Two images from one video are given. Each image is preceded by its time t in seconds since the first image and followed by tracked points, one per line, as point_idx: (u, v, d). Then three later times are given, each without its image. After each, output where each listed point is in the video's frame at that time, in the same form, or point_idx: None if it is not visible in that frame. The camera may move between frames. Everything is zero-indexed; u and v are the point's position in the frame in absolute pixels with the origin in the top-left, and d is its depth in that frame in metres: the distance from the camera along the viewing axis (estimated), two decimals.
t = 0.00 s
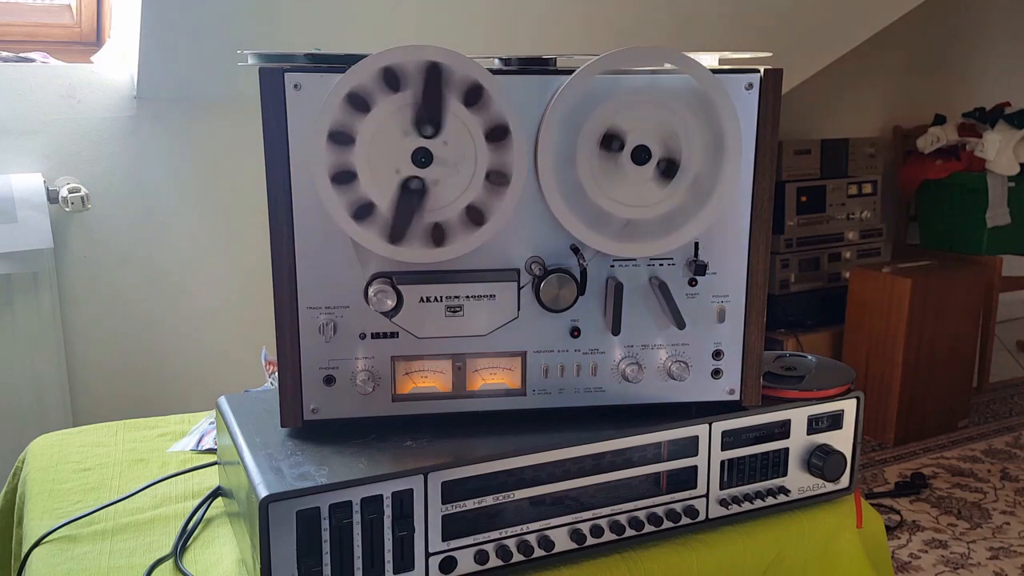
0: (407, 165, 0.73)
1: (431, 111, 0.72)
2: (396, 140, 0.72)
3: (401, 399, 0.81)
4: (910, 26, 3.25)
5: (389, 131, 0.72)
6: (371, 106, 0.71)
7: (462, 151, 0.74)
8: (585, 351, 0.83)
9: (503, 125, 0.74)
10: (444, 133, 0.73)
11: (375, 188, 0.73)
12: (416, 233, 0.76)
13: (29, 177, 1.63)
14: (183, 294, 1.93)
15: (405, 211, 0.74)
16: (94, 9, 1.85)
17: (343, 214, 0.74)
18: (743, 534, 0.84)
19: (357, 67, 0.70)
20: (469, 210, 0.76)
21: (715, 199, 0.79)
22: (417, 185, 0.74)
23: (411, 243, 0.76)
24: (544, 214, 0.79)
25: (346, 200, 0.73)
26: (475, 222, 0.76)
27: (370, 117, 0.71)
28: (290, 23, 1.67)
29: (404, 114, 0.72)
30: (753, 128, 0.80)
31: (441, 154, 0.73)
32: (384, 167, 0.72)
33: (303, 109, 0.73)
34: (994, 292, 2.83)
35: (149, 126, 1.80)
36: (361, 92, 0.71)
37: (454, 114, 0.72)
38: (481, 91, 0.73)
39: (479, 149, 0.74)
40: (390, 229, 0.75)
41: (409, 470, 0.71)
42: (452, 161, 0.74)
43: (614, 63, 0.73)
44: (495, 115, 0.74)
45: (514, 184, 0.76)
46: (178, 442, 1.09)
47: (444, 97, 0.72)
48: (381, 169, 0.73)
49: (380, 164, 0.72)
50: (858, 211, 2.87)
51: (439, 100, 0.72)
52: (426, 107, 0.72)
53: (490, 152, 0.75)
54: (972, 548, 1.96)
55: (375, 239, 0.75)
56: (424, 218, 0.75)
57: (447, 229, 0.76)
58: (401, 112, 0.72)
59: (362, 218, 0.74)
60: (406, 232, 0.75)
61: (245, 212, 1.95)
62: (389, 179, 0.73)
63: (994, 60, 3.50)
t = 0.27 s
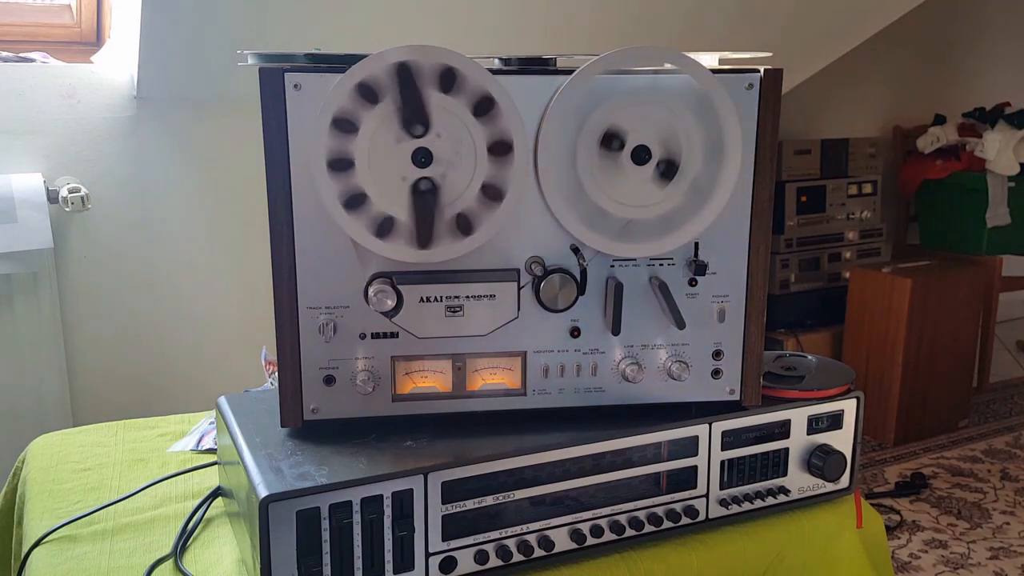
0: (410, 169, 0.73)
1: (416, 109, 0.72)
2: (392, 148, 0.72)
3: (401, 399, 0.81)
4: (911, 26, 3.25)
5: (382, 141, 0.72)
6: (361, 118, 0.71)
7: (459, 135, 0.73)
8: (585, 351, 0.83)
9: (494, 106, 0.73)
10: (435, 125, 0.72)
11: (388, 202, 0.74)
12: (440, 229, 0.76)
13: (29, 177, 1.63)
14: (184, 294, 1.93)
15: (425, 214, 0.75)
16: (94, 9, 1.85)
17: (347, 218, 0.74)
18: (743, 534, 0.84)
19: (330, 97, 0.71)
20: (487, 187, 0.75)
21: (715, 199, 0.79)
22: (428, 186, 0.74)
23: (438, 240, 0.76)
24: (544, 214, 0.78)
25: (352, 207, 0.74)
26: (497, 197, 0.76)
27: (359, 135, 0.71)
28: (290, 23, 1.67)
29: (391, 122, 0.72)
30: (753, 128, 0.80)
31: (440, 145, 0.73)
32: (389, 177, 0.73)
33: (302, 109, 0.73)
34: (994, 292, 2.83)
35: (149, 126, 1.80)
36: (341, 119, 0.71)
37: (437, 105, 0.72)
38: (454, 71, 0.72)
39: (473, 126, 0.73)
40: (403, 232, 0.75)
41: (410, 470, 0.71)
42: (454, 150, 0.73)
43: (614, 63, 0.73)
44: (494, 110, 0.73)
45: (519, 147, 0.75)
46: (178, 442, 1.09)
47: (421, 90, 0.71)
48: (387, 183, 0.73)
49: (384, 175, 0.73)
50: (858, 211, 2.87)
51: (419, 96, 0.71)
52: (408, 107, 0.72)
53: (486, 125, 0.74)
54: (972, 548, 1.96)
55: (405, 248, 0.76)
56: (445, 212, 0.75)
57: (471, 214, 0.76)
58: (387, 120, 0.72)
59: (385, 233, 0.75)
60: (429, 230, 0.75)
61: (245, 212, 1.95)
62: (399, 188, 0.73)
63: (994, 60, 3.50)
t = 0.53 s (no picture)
0: (413, 171, 0.73)
1: (400, 114, 0.71)
2: (392, 153, 0.72)
3: (401, 399, 0.81)
4: (910, 26, 3.25)
5: (381, 148, 0.72)
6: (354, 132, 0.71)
7: (449, 122, 0.73)
8: (585, 351, 0.83)
9: (475, 86, 0.72)
10: (424, 122, 0.72)
11: (407, 212, 0.74)
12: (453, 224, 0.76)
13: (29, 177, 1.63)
14: (184, 294, 1.93)
15: (445, 210, 0.75)
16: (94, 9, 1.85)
17: (352, 223, 0.74)
18: (743, 534, 0.84)
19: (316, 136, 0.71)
20: (494, 156, 0.75)
21: (715, 200, 0.79)
22: (440, 183, 0.74)
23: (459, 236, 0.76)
24: (544, 214, 0.78)
25: (357, 211, 0.74)
26: (508, 164, 0.75)
27: (356, 157, 0.72)
28: (291, 23, 1.68)
29: (382, 136, 0.72)
30: (753, 128, 0.80)
31: (436, 138, 0.73)
32: (393, 182, 0.73)
33: (302, 109, 0.73)
34: (994, 292, 2.83)
35: (149, 126, 1.80)
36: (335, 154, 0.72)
37: (418, 104, 0.72)
38: (421, 65, 0.71)
39: (460, 108, 0.72)
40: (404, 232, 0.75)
41: (410, 470, 0.71)
42: (452, 141, 0.73)
43: (613, 62, 0.73)
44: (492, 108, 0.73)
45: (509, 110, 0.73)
46: (178, 442, 1.09)
47: (399, 94, 0.71)
48: (399, 194, 0.74)
49: (392, 186, 0.73)
50: (858, 211, 2.87)
51: (399, 100, 0.71)
52: (392, 116, 0.71)
53: (471, 102, 0.73)
54: (972, 548, 1.96)
55: (439, 247, 0.76)
56: (464, 200, 0.75)
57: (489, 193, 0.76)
58: (378, 134, 0.72)
59: (415, 239, 0.76)
60: (430, 230, 0.76)
61: (245, 212, 1.95)
62: (412, 195, 0.74)
63: (995, 60, 3.50)
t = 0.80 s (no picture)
0: (412, 171, 0.73)
1: (387, 123, 0.72)
2: (392, 153, 0.72)
3: (401, 399, 0.81)
4: (911, 26, 3.25)
5: (381, 148, 0.72)
6: (352, 139, 0.72)
7: (436, 114, 0.72)
8: (585, 351, 0.83)
9: (443, 70, 0.71)
10: (411, 123, 0.72)
11: (424, 214, 0.75)
12: (452, 224, 0.76)
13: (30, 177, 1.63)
14: (183, 294, 1.92)
15: (461, 200, 0.75)
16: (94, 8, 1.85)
17: (356, 227, 0.74)
18: (743, 534, 0.84)
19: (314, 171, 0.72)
20: (489, 128, 0.74)
21: (715, 200, 0.79)
22: (447, 176, 0.74)
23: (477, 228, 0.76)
24: (544, 214, 0.78)
25: (358, 211, 0.74)
26: (506, 135, 0.74)
27: (358, 167, 0.72)
28: (291, 24, 1.67)
29: (377, 150, 0.72)
30: (753, 128, 0.80)
31: (428, 132, 0.72)
32: (392, 182, 0.73)
33: (303, 109, 0.73)
34: (994, 292, 2.83)
35: (149, 126, 1.80)
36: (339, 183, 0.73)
37: (400, 108, 0.71)
38: (389, 70, 0.71)
39: (441, 97, 0.72)
40: (403, 231, 0.75)
41: (410, 470, 0.71)
42: (446, 133, 0.73)
43: (612, 63, 0.73)
44: (488, 105, 0.73)
45: (487, 82, 0.72)
46: (178, 442, 1.09)
47: (379, 104, 0.71)
48: (412, 198, 0.74)
49: (398, 190, 0.73)
50: (858, 211, 2.87)
51: (382, 110, 0.71)
52: (379, 129, 0.72)
53: (450, 89, 0.72)
54: (972, 548, 1.96)
55: (467, 234, 0.76)
56: (464, 200, 0.75)
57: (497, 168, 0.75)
58: (372, 147, 0.72)
59: (415, 239, 0.76)
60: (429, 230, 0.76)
61: (245, 212, 1.95)
62: (424, 196, 0.74)
63: (995, 60, 3.50)
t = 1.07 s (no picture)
0: (412, 171, 0.73)
1: (378, 135, 0.72)
2: (392, 153, 0.72)
3: (401, 399, 0.81)
4: (911, 26, 3.25)
5: (381, 149, 0.72)
6: (352, 139, 0.72)
7: (420, 109, 0.72)
8: (585, 351, 0.83)
9: (443, 69, 0.71)
10: (400, 127, 0.72)
11: (445, 207, 0.75)
12: (453, 224, 0.76)
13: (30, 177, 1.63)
14: (183, 294, 1.92)
15: (474, 182, 0.75)
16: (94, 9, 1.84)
17: (359, 229, 0.74)
18: (744, 534, 0.84)
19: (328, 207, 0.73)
20: (472, 100, 0.73)
21: (715, 200, 0.79)
22: (452, 165, 0.74)
23: (487, 222, 0.76)
24: (545, 214, 0.78)
25: (358, 212, 0.74)
26: (491, 105, 0.73)
27: (358, 167, 0.72)
28: (291, 24, 1.68)
29: (377, 164, 0.73)
30: (753, 128, 0.80)
31: (418, 128, 0.72)
32: (392, 182, 0.73)
33: (303, 109, 0.73)
34: (994, 292, 2.83)
35: (149, 126, 1.80)
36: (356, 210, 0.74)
37: (383, 118, 0.71)
38: (360, 85, 0.71)
39: (415, 92, 0.71)
40: (403, 231, 0.75)
41: (410, 470, 0.71)
42: (436, 126, 0.72)
43: (612, 63, 0.73)
44: (488, 105, 0.73)
45: (451, 62, 0.71)
46: (178, 442, 1.09)
47: (363, 120, 0.71)
48: (428, 198, 0.74)
49: (398, 190, 0.73)
50: (858, 211, 2.87)
51: (382, 110, 0.71)
52: (372, 143, 0.72)
53: (422, 82, 0.71)
54: (972, 548, 1.96)
55: (468, 234, 0.76)
56: (464, 200, 0.75)
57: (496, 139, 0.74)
58: (372, 148, 0.72)
59: (415, 239, 0.76)
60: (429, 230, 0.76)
61: (245, 212, 1.95)
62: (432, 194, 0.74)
63: (995, 60, 3.50)
